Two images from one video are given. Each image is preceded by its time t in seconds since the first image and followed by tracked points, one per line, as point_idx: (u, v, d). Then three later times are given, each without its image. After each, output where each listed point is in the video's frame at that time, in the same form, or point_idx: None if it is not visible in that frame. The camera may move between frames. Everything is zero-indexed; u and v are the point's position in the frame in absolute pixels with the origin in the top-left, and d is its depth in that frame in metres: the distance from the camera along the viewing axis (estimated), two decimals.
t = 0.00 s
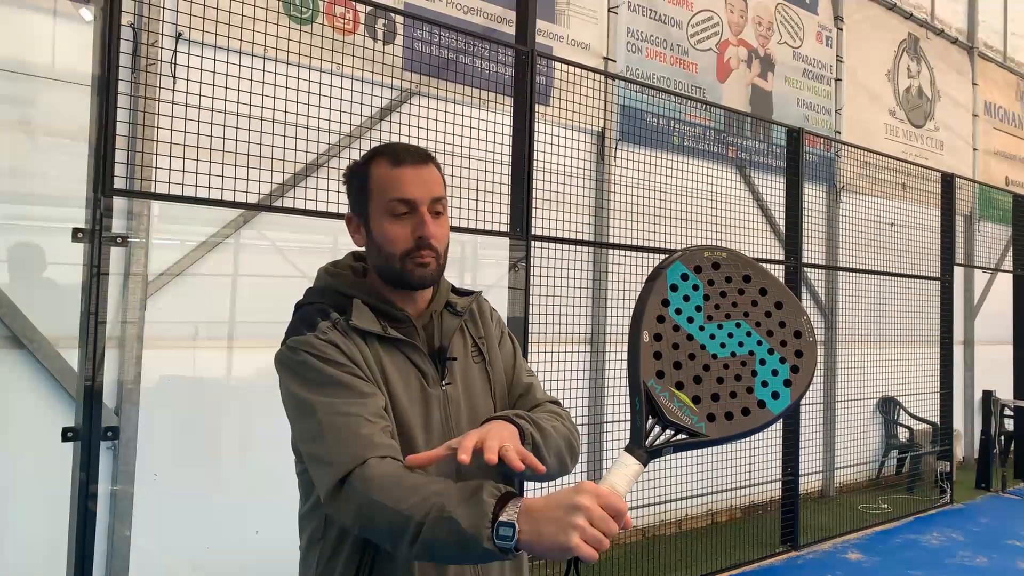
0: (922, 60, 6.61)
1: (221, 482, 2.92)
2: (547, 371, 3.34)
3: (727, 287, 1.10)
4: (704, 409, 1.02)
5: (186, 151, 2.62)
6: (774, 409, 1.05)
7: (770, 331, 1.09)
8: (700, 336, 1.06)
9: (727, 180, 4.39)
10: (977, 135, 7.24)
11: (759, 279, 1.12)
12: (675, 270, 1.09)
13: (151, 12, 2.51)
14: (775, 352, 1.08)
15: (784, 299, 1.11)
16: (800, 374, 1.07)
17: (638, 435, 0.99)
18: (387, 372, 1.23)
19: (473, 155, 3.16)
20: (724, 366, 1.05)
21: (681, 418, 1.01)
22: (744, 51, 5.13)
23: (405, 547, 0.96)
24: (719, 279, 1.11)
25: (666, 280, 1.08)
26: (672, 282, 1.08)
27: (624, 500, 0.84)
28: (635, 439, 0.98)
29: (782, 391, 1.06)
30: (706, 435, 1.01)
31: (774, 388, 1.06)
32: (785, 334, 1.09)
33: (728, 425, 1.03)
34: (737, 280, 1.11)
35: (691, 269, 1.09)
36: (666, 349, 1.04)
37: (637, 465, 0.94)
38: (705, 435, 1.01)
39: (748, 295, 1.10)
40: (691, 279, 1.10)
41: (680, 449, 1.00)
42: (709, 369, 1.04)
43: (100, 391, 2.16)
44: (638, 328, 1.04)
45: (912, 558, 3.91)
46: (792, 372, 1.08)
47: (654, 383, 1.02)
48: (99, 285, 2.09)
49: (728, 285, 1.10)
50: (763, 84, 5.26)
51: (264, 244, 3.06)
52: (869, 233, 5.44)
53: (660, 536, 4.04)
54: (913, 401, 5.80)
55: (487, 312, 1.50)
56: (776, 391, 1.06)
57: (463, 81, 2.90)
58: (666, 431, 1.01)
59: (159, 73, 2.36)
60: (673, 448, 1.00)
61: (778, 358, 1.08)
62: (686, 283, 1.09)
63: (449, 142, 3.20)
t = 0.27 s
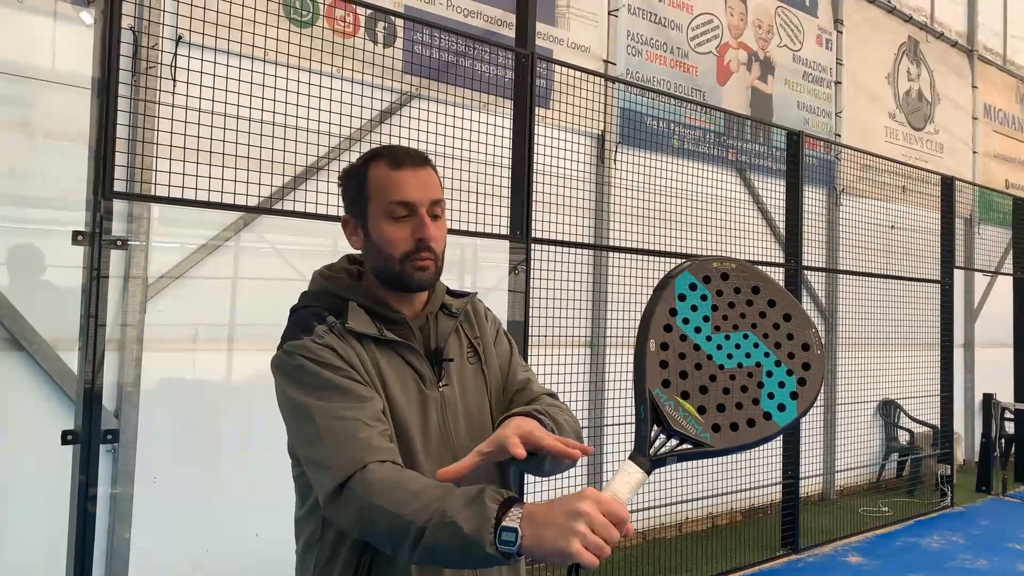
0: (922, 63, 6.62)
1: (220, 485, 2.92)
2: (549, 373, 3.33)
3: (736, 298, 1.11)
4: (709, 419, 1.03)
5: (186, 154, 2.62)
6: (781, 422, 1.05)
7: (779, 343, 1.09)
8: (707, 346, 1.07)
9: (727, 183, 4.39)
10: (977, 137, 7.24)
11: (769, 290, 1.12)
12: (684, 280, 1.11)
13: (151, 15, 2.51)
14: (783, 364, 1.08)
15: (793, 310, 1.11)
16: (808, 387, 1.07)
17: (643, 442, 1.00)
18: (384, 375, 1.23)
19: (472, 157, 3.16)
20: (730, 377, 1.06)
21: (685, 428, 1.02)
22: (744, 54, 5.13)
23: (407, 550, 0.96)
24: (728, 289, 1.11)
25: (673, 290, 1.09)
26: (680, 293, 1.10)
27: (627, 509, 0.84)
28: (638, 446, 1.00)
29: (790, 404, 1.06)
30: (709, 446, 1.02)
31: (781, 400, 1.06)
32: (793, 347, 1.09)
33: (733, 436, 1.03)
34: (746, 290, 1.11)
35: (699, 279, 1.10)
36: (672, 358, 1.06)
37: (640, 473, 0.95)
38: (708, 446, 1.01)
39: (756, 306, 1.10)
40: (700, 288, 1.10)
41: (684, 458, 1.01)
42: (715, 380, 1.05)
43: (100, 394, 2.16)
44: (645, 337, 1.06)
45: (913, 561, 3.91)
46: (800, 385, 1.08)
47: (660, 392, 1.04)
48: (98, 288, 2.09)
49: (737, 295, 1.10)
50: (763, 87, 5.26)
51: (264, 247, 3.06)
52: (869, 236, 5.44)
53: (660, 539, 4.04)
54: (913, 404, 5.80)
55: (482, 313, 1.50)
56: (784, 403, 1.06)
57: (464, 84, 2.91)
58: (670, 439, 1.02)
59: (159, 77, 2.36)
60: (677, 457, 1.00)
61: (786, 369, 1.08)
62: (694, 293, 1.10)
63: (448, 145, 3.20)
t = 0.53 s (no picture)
0: (922, 66, 6.62)
1: (219, 488, 2.91)
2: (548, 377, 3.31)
3: (745, 307, 1.14)
4: (715, 428, 1.06)
5: (187, 157, 2.62)
6: (786, 432, 1.08)
7: (787, 353, 1.12)
8: (715, 355, 1.09)
9: (727, 186, 4.38)
10: (977, 140, 7.25)
11: (779, 300, 1.15)
12: (694, 289, 1.13)
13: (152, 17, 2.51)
14: (791, 375, 1.11)
15: (802, 321, 1.14)
16: (814, 398, 1.10)
17: (647, 450, 1.03)
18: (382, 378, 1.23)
19: (472, 160, 3.15)
20: (738, 386, 1.09)
21: (690, 437, 1.05)
22: (744, 57, 5.13)
23: (407, 554, 0.96)
24: (738, 298, 1.14)
25: (683, 298, 1.12)
26: (689, 301, 1.12)
27: (628, 518, 0.85)
28: (644, 453, 1.03)
29: (796, 415, 1.09)
30: (713, 455, 1.05)
31: (788, 412, 1.09)
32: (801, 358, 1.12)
33: (739, 445, 1.06)
34: (756, 300, 1.14)
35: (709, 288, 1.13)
36: (680, 366, 1.08)
37: (642, 482, 0.97)
38: (713, 455, 1.05)
39: (765, 316, 1.13)
40: (709, 297, 1.13)
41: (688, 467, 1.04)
42: (722, 390, 1.08)
43: (100, 396, 2.16)
44: (652, 345, 1.09)
45: (914, 565, 3.91)
46: (808, 396, 1.11)
47: (665, 400, 1.07)
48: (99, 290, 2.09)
49: (746, 304, 1.14)
50: (763, 90, 5.27)
51: (265, 250, 3.05)
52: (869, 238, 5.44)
53: (661, 543, 4.04)
54: (914, 407, 5.79)
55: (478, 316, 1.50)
56: (790, 414, 1.09)
57: (464, 87, 2.90)
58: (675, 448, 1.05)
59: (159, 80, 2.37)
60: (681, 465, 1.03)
61: (794, 380, 1.11)
62: (704, 302, 1.13)
63: (448, 148, 3.20)
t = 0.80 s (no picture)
0: (922, 69, 6.63)
1: (219, 491, 2.91)
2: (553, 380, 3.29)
3: (741, 306, 1.14)
4: (709, 429, 1.06)
5: (186, 160, 2.62)
6: (783, 432, 1.08)
7: (783, 353, 1.11)
8: (709, 355, 1.10)
9: (727, 188, 4.37)
10: (977, 143, 7.25)
11: (775, 299, 1.15)
12: (688, 288, 1.14)
13: (152, 20, 2.51)
14: (787, 374, 1.10)
15: (798, 320, 1.14)
16: (811, 398, 1.09)
17: (642, 451, 1.03)
18: (377, 381, 1.23)
19: (473, 162, 3.15)
20: (733, 386, 1.08)
21: (685, 437, 1.05)
22: (744, 60, 5.14)
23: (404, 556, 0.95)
24: (733, 296, 1.14)
25: (676, 299, 1.13)
26: (684, 301, 1.13)
27: (623, 519, 0.84)
28: (638, 454, 1.03)
29: (792, 414, 1.09)
30: (709, 456, 1.05)
31: (785, 412, 1.09)
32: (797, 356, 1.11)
33: (734, 445, 1.06)
34: (751, 299, 1.14)
35: (703, 287, 1.13)
36: (674, 366, 1.09)
37: (637, 483, 0.97)
38: (708, 455, 1.04)
39: (761, 314, 1.13)
40: (704, 296, 1.14)
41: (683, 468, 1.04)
42: (717, 390, 1.08)
43: (101, 399, 2.16)
44: (647, 346, 1.10)
45: (914, 567, 3.90)
46: (805, 396, 1.10)
47: (659, 401, 1.07)
48: (100, 293, 2.09)
49: (741, 303, 1.13)
50: (763, 92, 5.27)
51: (265, 253, 3.05)
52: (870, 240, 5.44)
53: (661, 545, 4.03)
54: (915, 409, 5.79)
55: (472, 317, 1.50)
56: (786, 414, 1.08)
57: (464, 89, 2.90)
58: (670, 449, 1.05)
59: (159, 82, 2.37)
60: (676, 467, 1.03)
61: (790, 380, 1.10)
62: (698, 301, 1.13)
63: (448, 150, 3.20)
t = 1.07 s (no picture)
0: (922, 72, 6.64)
1: (219, 495, 2.90)
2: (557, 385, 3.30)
3: (740, 310, 1.17)
4: (706, 433, 1.09)
5: (187, 162, 2.62)
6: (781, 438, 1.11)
7: (782, 358, 1.15)
8: (707, 358, 1.13)
9: (727, 190, 4.36)
10: (977, 145, 7.26)
11: (774, 304, 1.18)
12: (688, 291, 1.17)
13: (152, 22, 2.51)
14: (785, 379, 1.13)
15: (797, 325, 1.17)
16: (808, 404, 1.13)
17: (638, 453, 1.06)
18: (375, 381, 1.23)
19: (473, 164, 3.15)
20: (730, 390, 1.12)
21: (682, 441, 1.07)
22: (744, 63, 5.14)
23: (396, 556, 0.96)
24: (733, 300, 1.17)
25: (676, 301, 1.16)
26: (683, 303, 1.16)
27: (615, 521, 0.87)
28: (634, 454, 1.06)
29: (789, 420, 1.12)
30: (705, 460, 1.07)
31: (782, 417, 1.12)
32: (796, 362, 1.15)
33: (731, 449, 1.09)
34: (751, 304, 1.18)
35: (703, 290, 1.17)
36: (672, 369, 1.12)
37: (632, 486, 1.00)
38: (705, 459, 1.07)
39: (760, 319, 1.17)
40: (702, 298, 1.17)
41: (678, 471, 1.07)
42: (715, 394, 1.11)
43: (101, 401, 2.16)
44: (645, 348, 1.13)
45: (915, 570, 3.90)
46: (802, 402, 1.13)
47: (657, 403, 1.09)
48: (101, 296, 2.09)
49: (741, 307, 1.17)
50: (763, 95, 5.27)
51: (265, 256, 3.05)
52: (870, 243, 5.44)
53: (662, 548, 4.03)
54: (915, 412, 5.79)
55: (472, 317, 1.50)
56: (784, 419, 1.11)
57: (465, 91, 2.90)
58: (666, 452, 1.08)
59: (160, 84, 2.35)
60: (670, 470, 1.06)
61: (788, 386, 1.13)
62: (698, 304, 1.16)
63: (448, 153, 3.20)
